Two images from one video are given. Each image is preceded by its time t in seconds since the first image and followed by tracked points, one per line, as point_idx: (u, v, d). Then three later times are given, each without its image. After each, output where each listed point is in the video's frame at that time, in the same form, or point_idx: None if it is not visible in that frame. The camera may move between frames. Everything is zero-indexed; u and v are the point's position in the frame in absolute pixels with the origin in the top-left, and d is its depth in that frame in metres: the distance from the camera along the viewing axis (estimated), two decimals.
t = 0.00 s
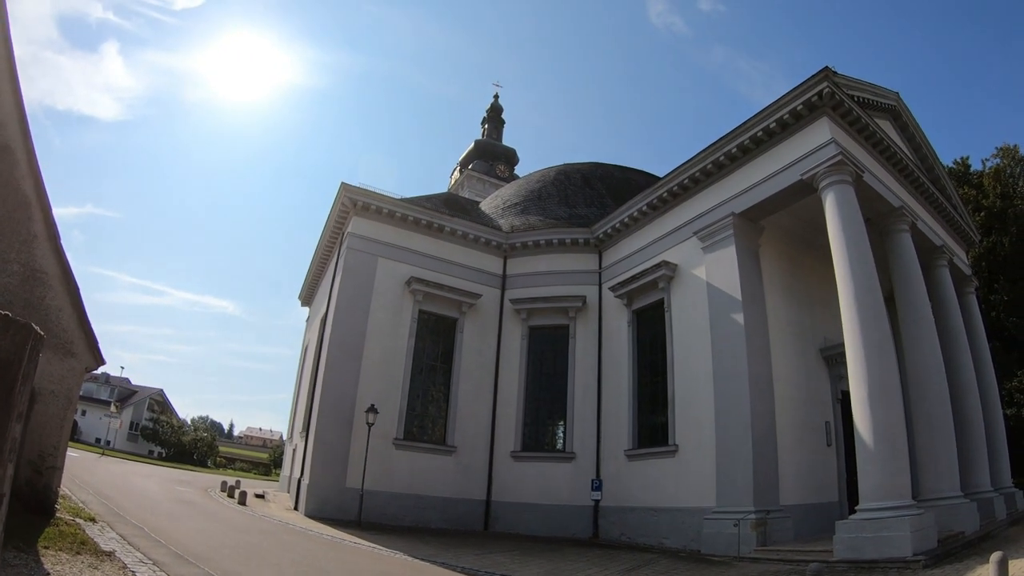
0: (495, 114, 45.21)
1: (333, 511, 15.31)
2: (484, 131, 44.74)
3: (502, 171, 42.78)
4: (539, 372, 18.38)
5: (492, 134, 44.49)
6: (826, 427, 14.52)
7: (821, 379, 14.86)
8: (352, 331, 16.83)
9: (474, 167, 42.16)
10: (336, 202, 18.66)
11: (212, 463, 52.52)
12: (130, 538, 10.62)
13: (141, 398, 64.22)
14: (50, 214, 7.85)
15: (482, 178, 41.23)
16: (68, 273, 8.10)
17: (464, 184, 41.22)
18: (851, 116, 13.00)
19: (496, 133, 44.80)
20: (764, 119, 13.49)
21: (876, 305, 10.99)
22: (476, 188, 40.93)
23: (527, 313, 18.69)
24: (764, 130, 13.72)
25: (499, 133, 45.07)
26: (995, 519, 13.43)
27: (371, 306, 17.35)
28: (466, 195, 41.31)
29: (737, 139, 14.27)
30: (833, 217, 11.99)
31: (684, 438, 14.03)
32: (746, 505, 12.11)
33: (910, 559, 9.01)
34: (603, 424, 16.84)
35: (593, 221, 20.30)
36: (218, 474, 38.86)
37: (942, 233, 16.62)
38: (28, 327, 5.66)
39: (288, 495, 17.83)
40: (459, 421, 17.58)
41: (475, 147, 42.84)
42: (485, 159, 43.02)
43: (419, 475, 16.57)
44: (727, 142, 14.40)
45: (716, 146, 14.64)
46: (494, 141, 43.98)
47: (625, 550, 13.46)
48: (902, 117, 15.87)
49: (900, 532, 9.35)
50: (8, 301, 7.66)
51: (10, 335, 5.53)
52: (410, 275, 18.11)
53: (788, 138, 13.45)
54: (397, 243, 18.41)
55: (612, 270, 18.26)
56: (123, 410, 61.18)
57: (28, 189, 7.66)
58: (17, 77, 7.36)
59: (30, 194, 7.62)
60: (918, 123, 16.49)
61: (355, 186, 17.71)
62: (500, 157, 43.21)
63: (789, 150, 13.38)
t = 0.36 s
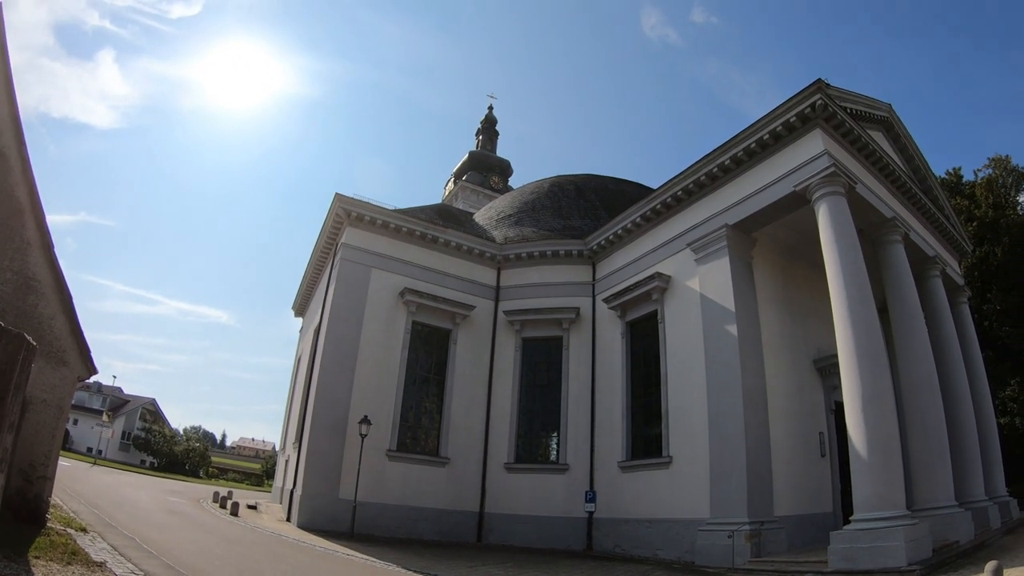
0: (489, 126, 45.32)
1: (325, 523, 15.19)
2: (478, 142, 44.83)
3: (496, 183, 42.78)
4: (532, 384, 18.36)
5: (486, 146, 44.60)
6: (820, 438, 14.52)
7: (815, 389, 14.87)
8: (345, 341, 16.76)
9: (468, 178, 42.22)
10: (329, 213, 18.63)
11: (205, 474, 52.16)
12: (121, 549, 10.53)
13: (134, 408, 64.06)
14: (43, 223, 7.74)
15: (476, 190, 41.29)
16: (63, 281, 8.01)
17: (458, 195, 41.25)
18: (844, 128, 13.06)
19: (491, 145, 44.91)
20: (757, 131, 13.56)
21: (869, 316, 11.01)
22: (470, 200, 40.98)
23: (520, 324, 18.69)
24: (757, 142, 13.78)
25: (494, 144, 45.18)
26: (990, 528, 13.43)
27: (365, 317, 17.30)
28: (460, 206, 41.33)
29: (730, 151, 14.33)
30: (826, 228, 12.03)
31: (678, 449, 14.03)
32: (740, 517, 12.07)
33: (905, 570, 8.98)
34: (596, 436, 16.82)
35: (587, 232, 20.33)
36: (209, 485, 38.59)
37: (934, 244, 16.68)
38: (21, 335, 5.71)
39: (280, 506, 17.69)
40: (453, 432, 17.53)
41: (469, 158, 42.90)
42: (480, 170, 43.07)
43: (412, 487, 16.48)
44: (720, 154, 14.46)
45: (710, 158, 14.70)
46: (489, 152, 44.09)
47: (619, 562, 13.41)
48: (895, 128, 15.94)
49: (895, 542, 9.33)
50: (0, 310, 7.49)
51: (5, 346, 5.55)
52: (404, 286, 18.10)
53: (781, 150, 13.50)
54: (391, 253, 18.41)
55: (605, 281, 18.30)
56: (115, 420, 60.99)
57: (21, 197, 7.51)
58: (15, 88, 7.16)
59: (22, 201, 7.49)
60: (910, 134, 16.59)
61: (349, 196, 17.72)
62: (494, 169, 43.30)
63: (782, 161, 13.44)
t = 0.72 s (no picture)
0: (483, 132, 45.32)
1: (316, 529, 15.10)
2: (472, 148, 44.83)
3: (490, 189, 42.80)
4: (524, 391, 18.34)
5: (480, 152, 44.62)
6: (812, 445, 14.55)
7: (806, 397, 14.90)
8: (337, 347, 16.70)
9: (461, 185, 42.21)
10: (322, 218, 18.60)
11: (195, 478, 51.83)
12: (111, 554, 10.45)
13: (125, 412, 63.71)
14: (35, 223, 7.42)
15: (470, 196, 41.30)
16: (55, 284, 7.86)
17: (452, 201, 41.25)
18: (836, 137, 13.08)
19: (484, 151, 44.94)
20: (749, 139, 13.60)
21: (860, 325, 11.05)
22: (463, 206, 40.99)
23: (513, 330, 18.69)
24: (749, 151, 13.82)
25: (487, 151, 45.20)
26: (981, 535, 13.47)
27: (357, 323, 17.26)
28: (453, 212, 41.33)
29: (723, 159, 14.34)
30: (818, 237, 12.06)
31: (670, 456, 14.04)
32: (732, 524, 12.06)
33: None
34: (588, 443, 16.82)
35: (580, 239, 20.34)
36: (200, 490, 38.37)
37: (926, 253, 16.74)
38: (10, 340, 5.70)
39: (271, 512, 17.60)
40: (445, 439, 17.50)
41: (463, 164, 42.89)
42: (473, 176, 43.06)
43: (404, 493, 16.42)
44: (712, 163, 14.48)
45: (702, 166, 14.71)
46: (482, 159, 44.15)
47: (610, 569, 13.39)
48: (887, 137, 16.01)
49: (886, 549, 9.33)
50: None
51: None
52: (396, 292, 18.08)
53: (774, 159, 13.54)
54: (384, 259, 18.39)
55: (598, 288, 18.32)
56: (106, 424, 60.69)
57: (14, 201, 7.09)
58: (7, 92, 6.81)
59: (15, 202, 7.10)
60: (902, 143, 16.66)
61: (342, 202, 17.68)
62: (488, 175, 43.31)
63: (775, 170, 13.46)
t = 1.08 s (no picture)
0: (478, 131, 45.30)
1: (304, 526, 15.05)
2: (467, 147, 44.81)
3: (484, 188, 42.75)
4: (514, 391, 18.33)
5: (474, 151, 44.61)
6: (801, 449, 14.60)
7: (796, 402, 14.94)
8: (329, 344, 16.66)
9: (456, 184, 42.19)
10: (316, 214, 18.56)
11: (184, 473, 51.64)
12: (99, 548, 10.39)
13: (114, 405, 63.52)
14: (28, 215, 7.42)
15: (463, 195, 41.24)
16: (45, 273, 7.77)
17: (445, 200, 41.19)
18: (831, 142, 13.11)
19: (479, 151, 44.93)
20: (744, 143, 13.63)
21: (851, 330, 11.09)
22: (457, 205, 40.94)
23: (504, 330, 18.69)
24: (744, 155, 13.86)
25: (481, 150, 45.18)
26: (968, 542, 13.54)
27: (349, 320, 17.22)
28: (447, 212, 41.29)
29: (717, 163, 14.35)
30: (811, 242, 12.09)
31: (659, 458, 14.06)
32: (720, 527, 12.08)
33: None
34: (578, 444, 16.82)
35: (574, 240, 20.35)
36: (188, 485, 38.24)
37: (918, 260, 16.82)
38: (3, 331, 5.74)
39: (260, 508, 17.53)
40: (435, 437, 17.47)
41: (457, 164, 42.88)
42: (467, 175, 43.04)
43: (393, 491, 16.38)
44: (707, 166, 14.49)
45: (697, 169, 14.72)
46: (477, 158, 44.13)
47: (598, 570, 13.40)
48: (881, 145, 16.07)
49: (874, 554, 9.35)
50: None
51: None
52: (388, 289, 18.05)
53: (768, 163, 13.58)
54: (377, 257, 18.36)
55: (590, 290, 18.34)
56: (95, 417, 60.50)
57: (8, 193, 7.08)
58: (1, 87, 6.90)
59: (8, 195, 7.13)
60: (896, 150, 16.72)
61: (336, 199, 17.63)
62: (482, 175, 43.29)
63: (768, 175, 13.48)
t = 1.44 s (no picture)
0: (472, 127, 45.26)
1: (288, 518, 15.01)
2: (460, 143, 44.78)
3: (476, 184, 42.72)
4: (502, 388, 18.35)
5: (468, 147, 44.59)
6: (786, 453, 14.68)
7: (782, 406, 15.01)
8: (317, 336, 16.62)
9: (448, 179, 42.15)
10: (308, 205, 18.48)
11: (168, 462, 51.58)
12: (83, 535, 10.34)
13: (100, 392, 63.36)
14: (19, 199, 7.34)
15: (455, 190, 41.20)
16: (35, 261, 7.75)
17: (437, 195, 41.12)
18: (824, 149, 13.14)
19: (472, 146, 44.90)
20: (738, 147, 13.64)
21: (839, 336, 11.16)
22: (449, 200, 40.90)
23: (493, 326, 18.72)
24: (737, 158, 13.87)
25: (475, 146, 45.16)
26: (950, 549, 13.65)
27: (338, 312, 17.17)
28: (438, 206, 41.26)
29: (710, 166, 14.36)
30: (802, 247, 12.13)
31: (645, 458, 14.11)
32: (704, 528, 12.13)
33: None
34: (563, 442, 16.86)
35: (565, 239, 20.38)
36: (173, 473, 38.26)
37: (906, 268, 16.94)
38: None
39: (245, 499, 17.46)
40: (420, 431, 17.46)
41: (450, 159, 42.84)
42: (459, 171, 43.00)
43: (378, 485, 16.36)
44: (699, 169, 14.50)
45: (689, 172, 14.73)
46: (470, 154, 44.07)
47: (581, 568, 13.44)
48: (874, 153, 16.13)
49: (856, 558, 9.39)
50: None
51: None
52: (378, 283, 18.02)
53: (761, 168, 13.60)
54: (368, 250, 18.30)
55: (580, 289, 18.37)
56: (81, 403, 60.35)
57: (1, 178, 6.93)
58: None
59: None
60: (888, 159, 16.80)
61: (328, 190, 17.55)
62: (474, 170, 43.27)
63: (761, 179, 13.51)
